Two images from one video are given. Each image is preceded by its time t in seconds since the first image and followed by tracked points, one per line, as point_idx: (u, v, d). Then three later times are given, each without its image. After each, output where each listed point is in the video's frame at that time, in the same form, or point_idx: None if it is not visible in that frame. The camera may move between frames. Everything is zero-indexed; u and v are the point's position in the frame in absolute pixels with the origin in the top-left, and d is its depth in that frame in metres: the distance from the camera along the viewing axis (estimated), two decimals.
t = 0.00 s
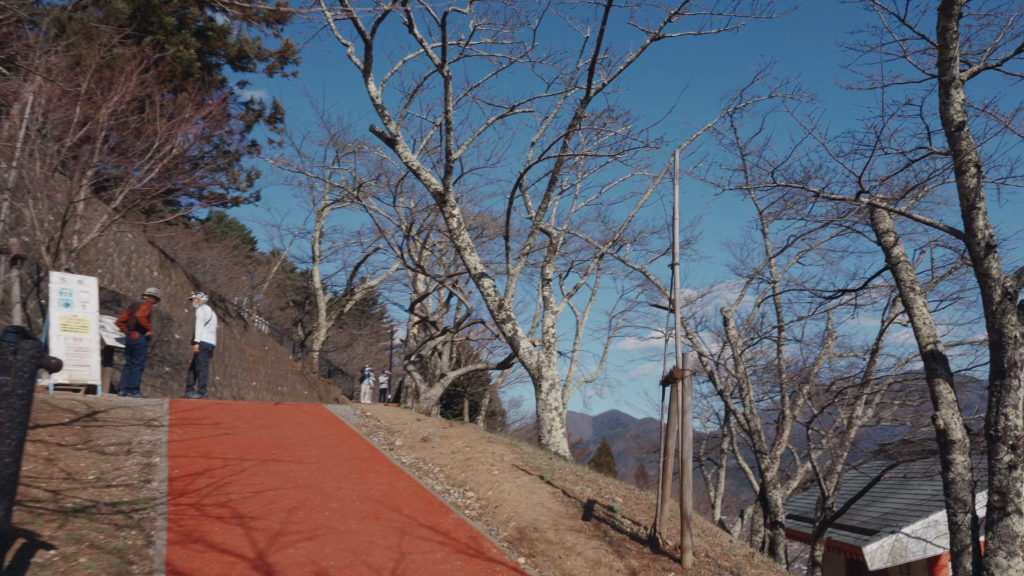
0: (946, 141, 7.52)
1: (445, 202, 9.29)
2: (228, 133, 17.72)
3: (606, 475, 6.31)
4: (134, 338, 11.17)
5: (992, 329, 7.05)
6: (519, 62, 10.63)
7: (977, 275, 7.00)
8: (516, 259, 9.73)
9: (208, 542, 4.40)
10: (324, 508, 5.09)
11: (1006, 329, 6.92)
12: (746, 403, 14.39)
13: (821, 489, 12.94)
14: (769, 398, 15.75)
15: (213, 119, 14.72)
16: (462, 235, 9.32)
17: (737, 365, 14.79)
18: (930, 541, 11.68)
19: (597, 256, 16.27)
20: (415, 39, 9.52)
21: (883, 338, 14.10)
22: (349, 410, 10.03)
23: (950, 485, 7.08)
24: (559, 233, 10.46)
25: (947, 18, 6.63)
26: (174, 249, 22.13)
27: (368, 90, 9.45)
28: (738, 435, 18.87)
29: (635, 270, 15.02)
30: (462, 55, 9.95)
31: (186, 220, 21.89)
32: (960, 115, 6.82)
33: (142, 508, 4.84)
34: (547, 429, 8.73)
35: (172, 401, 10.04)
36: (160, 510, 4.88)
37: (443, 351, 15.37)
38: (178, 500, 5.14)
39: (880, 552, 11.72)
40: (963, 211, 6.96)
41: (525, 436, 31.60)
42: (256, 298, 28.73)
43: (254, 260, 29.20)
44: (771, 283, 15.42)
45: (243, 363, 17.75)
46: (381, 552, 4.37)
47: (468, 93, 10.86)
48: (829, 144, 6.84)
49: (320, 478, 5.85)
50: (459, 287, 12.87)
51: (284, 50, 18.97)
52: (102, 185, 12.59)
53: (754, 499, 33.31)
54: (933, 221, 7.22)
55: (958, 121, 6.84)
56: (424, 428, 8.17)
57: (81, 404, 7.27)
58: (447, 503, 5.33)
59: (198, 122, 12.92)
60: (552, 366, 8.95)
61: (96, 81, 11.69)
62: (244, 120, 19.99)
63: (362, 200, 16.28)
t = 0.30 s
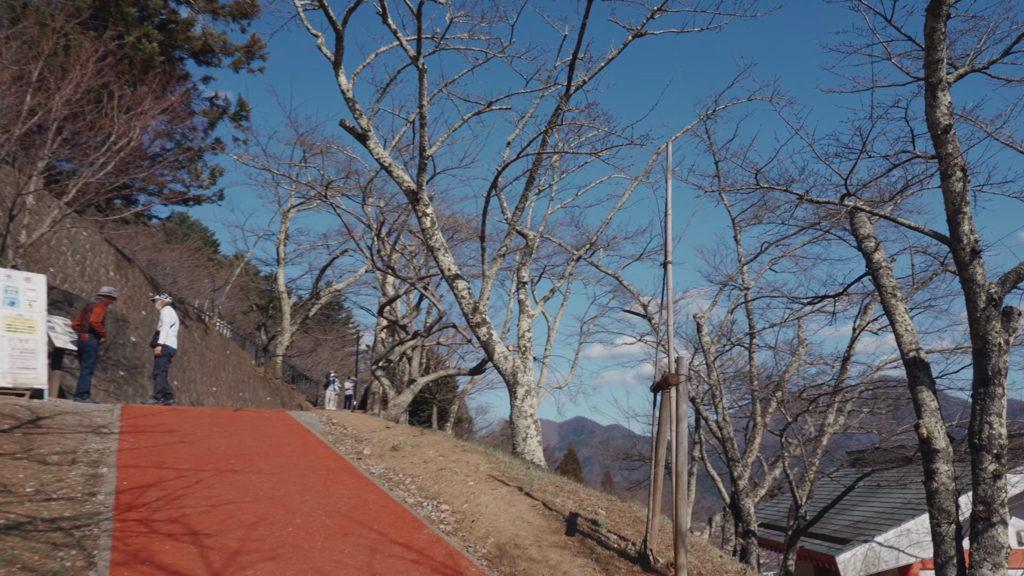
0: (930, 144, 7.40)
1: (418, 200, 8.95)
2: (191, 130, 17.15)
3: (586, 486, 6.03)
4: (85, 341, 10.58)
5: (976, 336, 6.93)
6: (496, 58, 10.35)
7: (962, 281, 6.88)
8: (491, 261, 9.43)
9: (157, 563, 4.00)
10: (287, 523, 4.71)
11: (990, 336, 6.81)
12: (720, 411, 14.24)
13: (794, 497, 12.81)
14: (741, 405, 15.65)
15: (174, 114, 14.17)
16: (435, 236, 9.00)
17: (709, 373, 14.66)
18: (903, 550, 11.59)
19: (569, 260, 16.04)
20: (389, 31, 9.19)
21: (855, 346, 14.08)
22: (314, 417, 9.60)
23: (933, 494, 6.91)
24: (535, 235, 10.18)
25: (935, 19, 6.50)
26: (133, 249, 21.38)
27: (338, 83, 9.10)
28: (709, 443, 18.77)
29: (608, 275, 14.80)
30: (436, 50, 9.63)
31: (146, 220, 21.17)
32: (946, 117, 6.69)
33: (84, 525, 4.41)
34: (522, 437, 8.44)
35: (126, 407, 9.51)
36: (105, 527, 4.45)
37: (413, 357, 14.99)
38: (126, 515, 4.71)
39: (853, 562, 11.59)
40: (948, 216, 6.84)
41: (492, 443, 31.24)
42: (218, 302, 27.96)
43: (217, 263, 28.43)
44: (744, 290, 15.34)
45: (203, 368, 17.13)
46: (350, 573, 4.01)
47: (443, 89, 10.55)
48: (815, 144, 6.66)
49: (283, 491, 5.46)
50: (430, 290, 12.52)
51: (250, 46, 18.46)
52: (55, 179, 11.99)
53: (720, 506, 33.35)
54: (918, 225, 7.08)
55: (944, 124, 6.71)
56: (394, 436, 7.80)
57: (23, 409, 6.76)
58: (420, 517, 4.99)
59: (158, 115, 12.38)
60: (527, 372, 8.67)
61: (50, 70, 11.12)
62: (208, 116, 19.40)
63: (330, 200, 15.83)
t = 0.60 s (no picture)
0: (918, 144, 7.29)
1: (392, 193, 8.60)
2: (153, 121, 16.54)
3: (568, 492, 5.75)
4: (36, 338, 10.02)
5: (962, 339, 6.83)
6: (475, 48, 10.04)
7: (949, 282, 6.78)
8: (467, 259, 9.11)
9: None
10: (251, 532, 4.35)
11: (977, 339, 6.71)
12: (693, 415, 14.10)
13: (768, 501, 12.70)
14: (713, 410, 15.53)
15: (135, 103, 13.62)
16: (410, 231, 8.67)
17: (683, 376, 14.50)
18: (876, 555, 11.51)
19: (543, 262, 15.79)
20: (363, 16, 8.82)
21: (828, 351, 14.06)
22: (279, 419, 9.18)
23: (918, 501, 6.78)
24: (512, 232, 9.91)
25: (927, 14, 6.38)
26: (91, 245, 20.59)
27: (309, 70, 8.72)
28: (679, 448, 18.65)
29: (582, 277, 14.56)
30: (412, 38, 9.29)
31: (105, 215, 20.41)
32: (936, 116, 6.59)
33: (25, 534, 3.99)
34: (498, 440, 8.15)
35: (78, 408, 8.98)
36: (48, 536, 4.04)
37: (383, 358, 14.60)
38: (72, 523, 4.30)
39: (827, 568, 11.51)
40: (936, 216, 6.73)
41: (458, 447, 30.88)
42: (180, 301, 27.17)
43: (179, 261, 27.64)
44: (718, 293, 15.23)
45: (163, 368, 16.51)
46: None
47: (419, 79, 10.21)
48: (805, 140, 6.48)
49: (246, 497, 5.09)
50: (402, 289, 12.15)
51: (216, 36, 17.91)
52: (7, 167, 11.37)
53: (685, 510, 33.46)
54: (906, 226, 6.96)
55: (934, 122, 6.60)
56: (364, 439, 7.44)
57: None
58: (395, 525, 4.66)
59: (118, 103, 11.84)
60: (504, 373, 8.39)
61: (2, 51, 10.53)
62: (171, 108, 18.76)
63: (298, 196, 15.37)
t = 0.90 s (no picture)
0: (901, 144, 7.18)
1: (362, 185, 8.26)
2: (110, 108, 15.86)
3: (546, 499, 5.49)
4: None
5: (945, 342, 6.73)
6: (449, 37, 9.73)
7: (932, 284, 6.69)
8: (440, 255, 8.81)
9: None
10: (206, 547, 3.98)
11: (960, 342, 6.61)
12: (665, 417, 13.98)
13: (738, 504, 12.60)
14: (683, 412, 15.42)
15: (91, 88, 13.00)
16: (380, 225, 8.34)
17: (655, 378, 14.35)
18: (846, 559, 11.44)
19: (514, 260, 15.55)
20: None
21: (797, 354, 14.05)
22: (239, 420, 8.74)
23: (900, 506, 6.65)
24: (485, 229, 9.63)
25: (916, 10, 6.26)
26: (42, 238, 19.72)
27: (276, 54, 8.31)
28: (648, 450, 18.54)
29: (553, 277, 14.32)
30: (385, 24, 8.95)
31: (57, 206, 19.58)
32: (922, 114, 6.48)
33: None
34: (470, 443, 7.87)
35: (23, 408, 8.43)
36: None
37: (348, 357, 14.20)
38: (6, 537, 3.89)
39: (797, 571, 11.44)
40: (920, 217, 6.63)
41: (422, 447, 30.48)
42: (137, 297, 26.29)
43: (136, 256, 26.74)
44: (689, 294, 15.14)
45: (117, 366, 15.84)
46: None
47: (390, 68, 9.87)
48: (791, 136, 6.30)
49: (203, 506, 4.71)
50: (370, 285, 11.78)
51: (178, 23, 17.30)
52: None
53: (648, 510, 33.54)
54: (890, 226, 6.84)
55: (920, 121, 6.49)
56: (330, 442, 7.09)
57: None
58: (365, 537, 4.34)
59: (72, 87, 11.24)
60: (476, 373, 8.12)
61: None
62: (129, 96, 18.06)
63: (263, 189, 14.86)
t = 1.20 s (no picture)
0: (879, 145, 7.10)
1: (325, 176, 7.91)
2: (57, 92, 15.10)
3: (519, 508, 5.23)
4: None
5: (920, 346, 6.64)
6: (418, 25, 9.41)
7: (909, 288, 6.60)
8: (407, 251, 8.48)
9: None
10: (149, 565, 3.61)
11: (936, 346, 6.52)
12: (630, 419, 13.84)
13: (704, 508, 12.50)
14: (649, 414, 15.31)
15: (36, 70, 12.31)
16: (345, 219, 8.00)
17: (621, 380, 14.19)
18: (810, 562, 11.40)
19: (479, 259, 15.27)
20: None
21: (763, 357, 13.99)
22: (190, 422, 8.28)
23: (875, 513, 6.54)
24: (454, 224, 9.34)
25: (899, 8, 6.16)
26: None
27: (235, 35, 7.89)
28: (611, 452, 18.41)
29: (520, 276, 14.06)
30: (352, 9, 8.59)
31: None
32: (902, 115, 6.37)
33: None
34: (435, 447, 7.57)
35: None
36: None
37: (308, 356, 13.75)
38: None
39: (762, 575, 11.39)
40: (898, 219, 6.53)
41: (382, 448, 29.98)
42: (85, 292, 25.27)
43: (85, 249, 25.71)
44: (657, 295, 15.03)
45: (61, 363, 15.09)
46: None
47: (356, 55, 9.50)
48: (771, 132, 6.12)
49: (146, 519, 4.32)
50: (331, 282, 11.38)
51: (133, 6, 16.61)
52: None
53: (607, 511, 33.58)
54: (867, 228, 6.74)
55: (900, 122, 6.38)
56: (288, 446, 6.71)
57: None
58: (326, 553, 4.01)
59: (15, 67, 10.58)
60: (443, 375, 7.84)
61: None
62: (80, 81, 17.27)
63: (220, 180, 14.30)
